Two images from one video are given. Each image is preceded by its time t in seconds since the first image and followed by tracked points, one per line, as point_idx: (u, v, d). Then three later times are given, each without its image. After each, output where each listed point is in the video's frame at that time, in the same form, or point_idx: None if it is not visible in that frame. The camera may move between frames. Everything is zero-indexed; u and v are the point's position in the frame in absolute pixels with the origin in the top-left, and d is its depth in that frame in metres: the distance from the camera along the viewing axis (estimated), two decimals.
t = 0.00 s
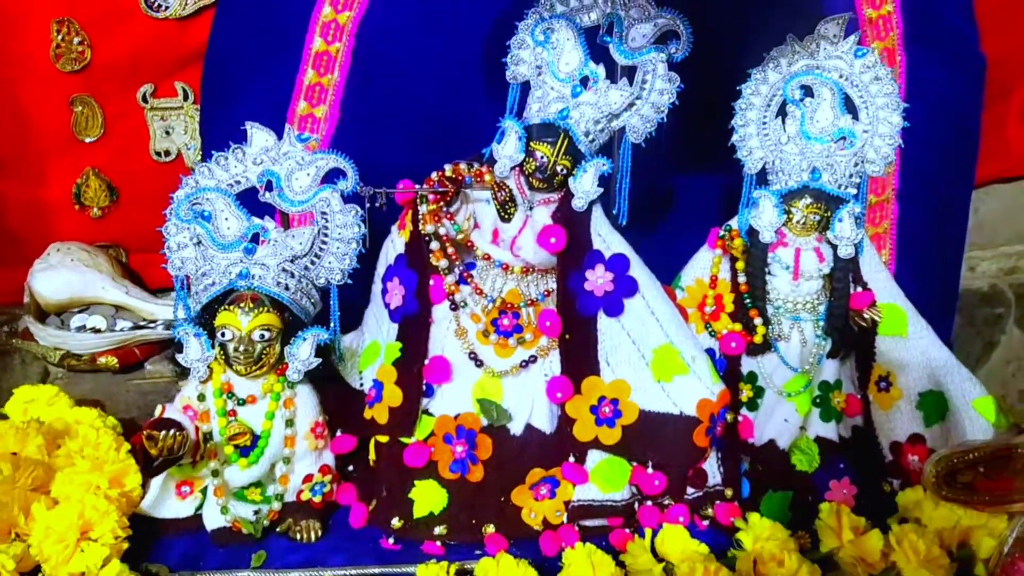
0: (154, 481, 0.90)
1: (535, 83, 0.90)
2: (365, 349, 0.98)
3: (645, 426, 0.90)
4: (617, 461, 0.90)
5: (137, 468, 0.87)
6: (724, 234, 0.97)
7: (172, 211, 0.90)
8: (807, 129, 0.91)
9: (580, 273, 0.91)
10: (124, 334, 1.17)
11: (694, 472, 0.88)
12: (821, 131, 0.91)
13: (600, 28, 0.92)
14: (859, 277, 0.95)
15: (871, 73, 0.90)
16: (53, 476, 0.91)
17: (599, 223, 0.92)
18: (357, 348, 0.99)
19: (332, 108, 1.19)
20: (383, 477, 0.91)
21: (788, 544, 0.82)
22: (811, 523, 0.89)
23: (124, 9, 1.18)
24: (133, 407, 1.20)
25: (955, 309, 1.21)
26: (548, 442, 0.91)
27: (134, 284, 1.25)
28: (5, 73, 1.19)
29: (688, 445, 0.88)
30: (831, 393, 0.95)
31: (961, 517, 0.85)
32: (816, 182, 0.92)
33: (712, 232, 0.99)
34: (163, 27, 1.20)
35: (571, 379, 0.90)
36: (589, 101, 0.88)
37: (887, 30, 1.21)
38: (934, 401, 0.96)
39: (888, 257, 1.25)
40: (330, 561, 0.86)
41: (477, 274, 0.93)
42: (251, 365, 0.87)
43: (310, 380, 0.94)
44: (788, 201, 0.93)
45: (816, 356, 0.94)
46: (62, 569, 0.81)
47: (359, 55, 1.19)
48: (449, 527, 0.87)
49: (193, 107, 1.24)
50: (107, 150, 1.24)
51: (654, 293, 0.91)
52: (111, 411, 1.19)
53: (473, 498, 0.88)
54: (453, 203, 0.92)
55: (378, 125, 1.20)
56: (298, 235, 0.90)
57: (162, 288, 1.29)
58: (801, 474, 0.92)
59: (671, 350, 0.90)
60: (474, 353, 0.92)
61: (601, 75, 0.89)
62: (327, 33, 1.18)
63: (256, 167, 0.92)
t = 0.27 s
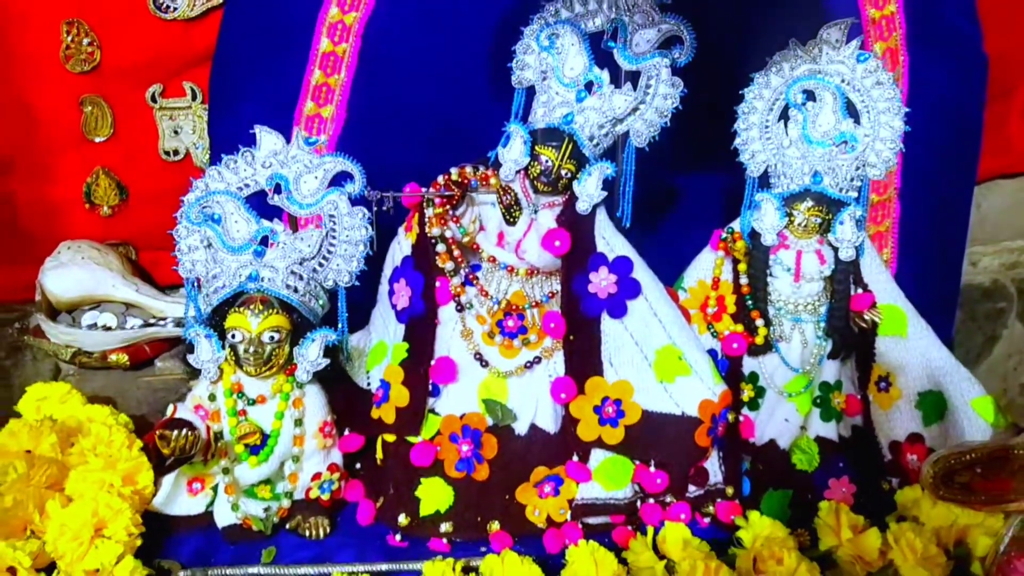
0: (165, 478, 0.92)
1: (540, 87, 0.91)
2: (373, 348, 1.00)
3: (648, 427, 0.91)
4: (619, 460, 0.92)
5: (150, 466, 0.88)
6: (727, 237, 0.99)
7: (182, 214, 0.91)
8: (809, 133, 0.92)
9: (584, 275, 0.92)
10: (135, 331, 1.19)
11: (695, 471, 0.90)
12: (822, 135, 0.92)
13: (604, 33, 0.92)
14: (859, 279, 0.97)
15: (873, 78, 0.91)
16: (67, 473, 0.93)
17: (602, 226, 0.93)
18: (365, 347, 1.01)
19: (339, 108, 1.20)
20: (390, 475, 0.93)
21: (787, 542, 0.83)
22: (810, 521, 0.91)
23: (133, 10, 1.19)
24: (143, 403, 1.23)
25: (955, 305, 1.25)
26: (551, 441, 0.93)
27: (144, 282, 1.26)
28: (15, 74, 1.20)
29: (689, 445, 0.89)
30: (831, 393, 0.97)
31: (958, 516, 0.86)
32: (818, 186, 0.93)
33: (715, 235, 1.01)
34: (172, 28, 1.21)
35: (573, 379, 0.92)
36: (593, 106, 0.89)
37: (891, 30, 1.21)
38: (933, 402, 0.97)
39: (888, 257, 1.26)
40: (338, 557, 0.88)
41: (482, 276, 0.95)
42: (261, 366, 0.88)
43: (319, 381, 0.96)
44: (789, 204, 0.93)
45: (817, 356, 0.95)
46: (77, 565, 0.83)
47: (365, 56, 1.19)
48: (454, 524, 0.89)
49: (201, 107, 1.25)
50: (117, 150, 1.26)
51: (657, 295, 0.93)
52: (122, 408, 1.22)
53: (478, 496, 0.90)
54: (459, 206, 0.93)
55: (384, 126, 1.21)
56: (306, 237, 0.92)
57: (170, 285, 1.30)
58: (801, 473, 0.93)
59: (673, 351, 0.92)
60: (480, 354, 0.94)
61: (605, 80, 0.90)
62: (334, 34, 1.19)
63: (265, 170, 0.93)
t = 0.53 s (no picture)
0: (175, 482, 0.94)
1: (543, 96, 0.93)
2: (378, 353, 1.01)
3: (649, 431, 0.92)
4: (621, 463, 0.93)
5: (160, 469, 0.89)
6: (728, 243, 0.99)
7: (191, 222, 0.93)
8: (808, 140, 0.94)
9: (586, 281, 0.94)
10: (144, 335, 1.20)
11: (696, 473, 0.91)
12: (821, 142, 0.93)
13: (605, 41, 0.93)
14: (858, 283, 0.97)
15: (871, 86, 0.92)
16: (78, 477, 0.94)
17: (604, 233, 0.94)
18: (370, 352, 1.02)
19: (343, 113, 1.21)
20: (395, 478, 0.95)
21: (786, 544, 0.84)
22: (809, 524, 0.92)
23: (140, 17, 1.21)
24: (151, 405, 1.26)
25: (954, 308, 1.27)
26: (554, 445, 0.95)
27: (152, 286, 1.28)
28: (24, 80, 1.21)
29: (690, 449, 0.90)
30: (830, 396, 0.98)
31: (955, 518, 0.88)
32: (817, 193, 0.94)
33: (716, 240, 1.02)
34: (179, 35, 1.23)
35: (575, 383, 0.94)
36: (595, 114, 0.90)
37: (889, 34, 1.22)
38: (932, 405, 0.98)
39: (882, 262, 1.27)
40: (347, 560, 0.91)
41: (486, 282, 0.97)
42: (269, 371, 0.90)
43: (326, 385, 0.97)
44: (788, 210, 0.95)
45: (816, 360, 0.97)
46: (89, 568, 0.85)
47: (369, 62, 1.21)
48: (459, 527, 0.90)
49: (208, 112, 1.27)
50: (124, 155, 1.27)
51: (658, 301, 0.95)
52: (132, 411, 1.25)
53: (482, 499, 0.92)
54: (463, 213, 0.94)
55: (387, 130, 1.22)
56: (312, 244, 0.93)
57: (176, 289, 1.32)
58: (800, 476, 0.95)
59: (674, 356, 0.93)
60: (483, 358, 0.96)
61: (607, 88, 0.91)
62: (338, 40, 1.20)
63: (272, 178, 0.94)
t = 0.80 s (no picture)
0: (189, 485, 0.96)
1: (547, 106, 0.95)
2: (386, 357, 1.03)
3: (651, 433, 0.94)
4: (625, 464, 0.95)
5: (174, 472, 0.93)
6: (728, 248, 1.02)
7: (203, 231, 0.95)
8: (807, 148, 0.95)
9: (590, 287, 0.95)
10: (155, 339, 1.23)
11: (697, 474, 0.94)
12: (820, 150, 0.95)
13: (608, 52, 0.95)
14: (856, 287, 0.99)
15: (868, 95, 0.94)
16: (94, 480, 0.96)
17: (607, 239, 0.96)
18: (378, 356, 1.04)
19: (350, 119, 1.23)
20: (404, 480, 0.97)
21: (787, 544, 0.87)
22: (809, 524, 0.95)
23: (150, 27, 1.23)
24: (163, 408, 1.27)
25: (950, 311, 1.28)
26: (559, 448, 0.98)
27: (162, 290, 1.30)
28: (36, 88, 1.23)
29: (692, 450, 0.93)
30: (828, 399, 1.00)
31: (951, 517, 0.90)
32: (816, 200, 0.96)
33: (716, 246, 1.05)
34: (188, 43, 1.24)
35: (580, 388, 0.96)
36: (598, 124, 0.92)
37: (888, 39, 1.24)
38: (928, 406, 1.00)
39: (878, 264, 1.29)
40: (357, 560, 0.93)
41: (491, 288, 0.99)
42: (280, 377, 0.92)
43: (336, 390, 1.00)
44: (788, 217, 0.97)
45: (815, 364, 0.99)
46: (107, 570, 0.87)
47: (376, 69, 1.22)
48: (467, 528, 0.92)
49: (216, 119, 1.28)
50: (135, 161, 1.29)
51: (660, 306, 0.97)
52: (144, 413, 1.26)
53: (488, 501, 0.94)
54: (469, 221, 0.97)
55: (394, 135, 1.25)
56: (322, 252, 0.95)
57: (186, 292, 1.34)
58: (799, 476, 0.97)
59: (676, 360, 0.95)
60: (489, 363, 0.98)
61: (609, 98, 0.92)
62: (344, 48, 1.21)
63: (281, 187, 0.96)
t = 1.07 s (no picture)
0: (203, 487, 0.98)
1: (551, 115, 0.97)
2: (394, 360, 1.06)
3: (654, 435, 0.96)
4: (628, 465, 0.97)
5: (190, 474, 0.94)
6: (728, 254, 1.04)
7: (215, 239, 0.97)
8: (805, 155, 0.97)
9: (593, 293, 0.98)
10: (167, 342, 1.25)
11: (699, 474, 0.96)
12: (818, 157, 0.97)
13: (611, 63, 0.97)
14: (854, 291, 1.01)
15: (866, 103, 0.96)
16: (110, 482, 0.99)
17: (610, 245, 0.98)
18: (386, 359, 1.07)
19: (356, 125, 1.26)
20: (412, 481, 0.99)
21: (785, 543, 0.89)
22: (808, 522, 0.97)
23: (158, 35, 1.23)
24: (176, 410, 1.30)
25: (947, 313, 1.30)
26: (564, 451, 0.99)
27: (173, 294, 1.32)
28: (47, 96, 1.26)
29: (694, 450, 0.95)
30: (827, 400, 1.02)
31: (946, 516, 0.92)
32: (814, 206, 0.98)
33: (716, 251, 1.07)
34: (196, 51, 1.25)
35: (584, 392, 0.98)
36: (601, 133, 0.94)
37: (885, 44, 1.25)
38: (924, 407, 1.02)
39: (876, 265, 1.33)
40: (368, 559, 0.96)
41: (497, 294, 1.01)
42: (291, 382, 0.94)
43: (346, 394, 1.02)
44: (787, 222, 0.99)
45: (813, 365, 1.01)
46: (125, 571, 0.89)
47: (381, 76, 1.24)
48: (474, 528, 0.95)
49: (224, 125, 1.29)
50: (145, 168, 1.31)
51: (662, 310, 0.99)
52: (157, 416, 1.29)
53: (495, 501, 0.96)
54: (475, 228, 0.99)
55: (401, 140, 1.27)
56: (332, 260, 0.97)
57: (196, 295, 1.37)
58: (798, 476, 1.00)
59: (677, 363, 0.97)
60: (495, 367, 1.00)
61: (612, 108, 0.95)
62: (350, 55, 1.23)
63: (291, 196, 0.98)
